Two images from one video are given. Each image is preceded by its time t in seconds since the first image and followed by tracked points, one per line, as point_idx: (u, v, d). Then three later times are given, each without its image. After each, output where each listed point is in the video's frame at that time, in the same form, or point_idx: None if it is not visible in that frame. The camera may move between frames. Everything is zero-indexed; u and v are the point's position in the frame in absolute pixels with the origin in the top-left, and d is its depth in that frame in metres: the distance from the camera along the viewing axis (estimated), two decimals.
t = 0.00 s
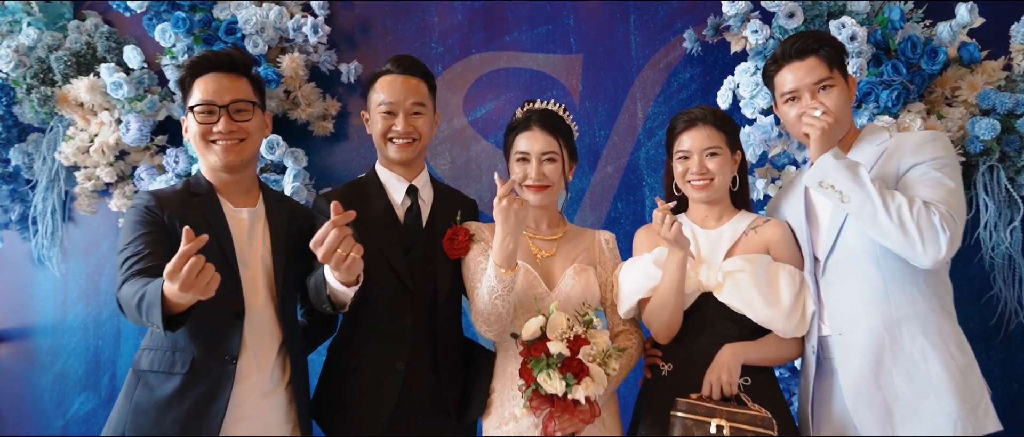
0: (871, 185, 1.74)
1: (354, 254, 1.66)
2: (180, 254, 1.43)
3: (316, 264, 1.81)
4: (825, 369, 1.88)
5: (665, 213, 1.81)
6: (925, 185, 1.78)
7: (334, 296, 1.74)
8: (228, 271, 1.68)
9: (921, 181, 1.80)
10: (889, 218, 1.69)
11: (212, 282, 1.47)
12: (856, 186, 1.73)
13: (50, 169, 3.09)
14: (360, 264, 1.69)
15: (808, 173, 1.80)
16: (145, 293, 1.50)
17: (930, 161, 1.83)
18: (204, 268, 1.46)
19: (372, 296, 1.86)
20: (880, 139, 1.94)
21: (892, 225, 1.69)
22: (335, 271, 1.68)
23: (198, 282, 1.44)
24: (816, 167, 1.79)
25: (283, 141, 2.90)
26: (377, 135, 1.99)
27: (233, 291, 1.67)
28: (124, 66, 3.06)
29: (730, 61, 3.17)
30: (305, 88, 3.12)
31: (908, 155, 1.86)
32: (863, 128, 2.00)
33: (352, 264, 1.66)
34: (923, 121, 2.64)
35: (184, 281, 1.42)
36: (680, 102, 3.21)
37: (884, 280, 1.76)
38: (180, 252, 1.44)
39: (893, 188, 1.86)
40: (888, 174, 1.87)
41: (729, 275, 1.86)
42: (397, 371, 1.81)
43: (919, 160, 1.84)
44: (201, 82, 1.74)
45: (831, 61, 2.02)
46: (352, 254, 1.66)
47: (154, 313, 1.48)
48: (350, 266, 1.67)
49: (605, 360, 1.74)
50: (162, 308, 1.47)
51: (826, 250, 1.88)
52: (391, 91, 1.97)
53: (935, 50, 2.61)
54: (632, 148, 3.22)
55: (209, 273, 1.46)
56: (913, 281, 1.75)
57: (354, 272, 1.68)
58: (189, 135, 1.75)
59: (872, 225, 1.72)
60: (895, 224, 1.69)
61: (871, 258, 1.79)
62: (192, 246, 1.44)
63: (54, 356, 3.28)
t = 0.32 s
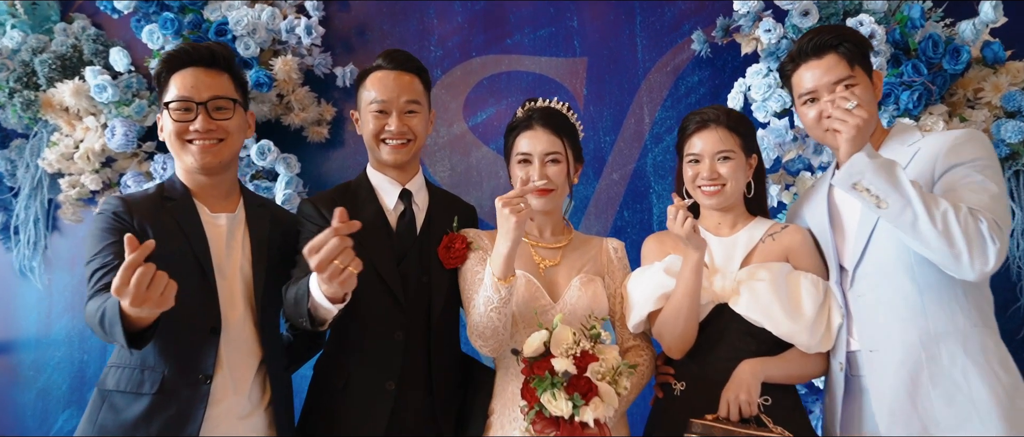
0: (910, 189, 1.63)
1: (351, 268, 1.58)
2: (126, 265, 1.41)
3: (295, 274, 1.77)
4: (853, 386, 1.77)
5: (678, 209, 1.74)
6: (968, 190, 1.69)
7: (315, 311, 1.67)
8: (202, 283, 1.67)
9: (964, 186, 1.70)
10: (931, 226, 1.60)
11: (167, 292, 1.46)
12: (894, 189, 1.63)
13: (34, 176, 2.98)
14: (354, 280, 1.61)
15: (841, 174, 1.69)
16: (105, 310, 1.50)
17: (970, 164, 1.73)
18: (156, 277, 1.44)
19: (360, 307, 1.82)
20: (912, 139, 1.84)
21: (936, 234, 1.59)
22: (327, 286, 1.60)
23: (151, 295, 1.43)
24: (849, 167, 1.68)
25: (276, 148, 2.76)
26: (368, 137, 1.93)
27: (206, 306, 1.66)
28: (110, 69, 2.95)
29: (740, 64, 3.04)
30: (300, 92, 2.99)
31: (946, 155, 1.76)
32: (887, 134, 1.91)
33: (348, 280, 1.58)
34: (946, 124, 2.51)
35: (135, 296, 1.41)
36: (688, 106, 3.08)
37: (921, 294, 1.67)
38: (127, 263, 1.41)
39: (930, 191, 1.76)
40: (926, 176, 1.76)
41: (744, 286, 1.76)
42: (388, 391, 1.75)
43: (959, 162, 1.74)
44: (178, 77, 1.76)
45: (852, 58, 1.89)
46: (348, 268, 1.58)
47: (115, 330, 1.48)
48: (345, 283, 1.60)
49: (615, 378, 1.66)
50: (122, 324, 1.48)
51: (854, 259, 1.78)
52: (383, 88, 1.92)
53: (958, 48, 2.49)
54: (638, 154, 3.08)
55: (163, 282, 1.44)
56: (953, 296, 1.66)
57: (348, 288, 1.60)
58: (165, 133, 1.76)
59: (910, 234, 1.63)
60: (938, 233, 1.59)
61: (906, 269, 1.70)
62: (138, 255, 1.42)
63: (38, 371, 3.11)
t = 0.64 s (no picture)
0: (952, 196, 1.63)
1: (335, 282, 1.55)
2: (97, 281, 1.33)
3: (281, 284, 1.72)
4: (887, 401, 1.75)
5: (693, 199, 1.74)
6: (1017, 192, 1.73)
7: (294, 326, 1.65)
8: (178, 296, 1.65)
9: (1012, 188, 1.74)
10: (979, 236, 1.60)
11: (139, 312, 1.39)
12: (937, 195, 1.63)
13: (18, 183, 2.87)
14: (338, 295, 1.57)
15: (880, 176, 1.67)
16: (67, 329, 1.45)
17: (1015, 165, 1.76)
18: (127, 297, 1.37)
19: (352, 322, 1.78)
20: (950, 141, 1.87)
21: (986, 244, 1.60)
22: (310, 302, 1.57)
23: (120, 317, 1.36)
24: (887, 171, 1.66)
25: (269, 153, 2.62)
26: (361, 134, 1.94)
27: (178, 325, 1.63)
28: (98, 71, 2.85)
29: (750, 67, 2.85)
30: (294, 96, 2.83)
31: (989, 156, 1.79)
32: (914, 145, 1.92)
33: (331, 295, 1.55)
34: (970, 127, 2.41)
35: (102, 316, 1.34)
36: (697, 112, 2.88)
37: (961, 305, 1.69)
38: (96, 281, 1.34)
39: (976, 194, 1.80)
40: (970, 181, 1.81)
41: (766, 296, 1.70)
42: (381, 411, 1.72)
43: (1004, 163, 1.77)
44: (157, 73, 1.76)
45: (879, 53, 1.84)
46: (332, 282, 1.54)
47: (77, 350, 1.44)
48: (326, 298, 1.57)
49: (634, 401, 1.64)
50: (85, 346, 1.43)
51: (888, 267, 1.77)
52: (378, 84, 1.94)
53: (982, 48, 2.37)
54: (646, 161, 2.88)
55: (134, 303, 1.38)
56: (991, 307, 1.69)
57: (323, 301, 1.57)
58: (143, 132, 1.76)
59: (957, 244, 1.63)
60: (987, 243, 1.60)
61: (945, 277, 1.71)
62: (110, 271, 1.34)
63: (21, 386, 2.96)
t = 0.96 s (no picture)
0: (993, 203, 1.61)
1: (297, 284, 1.54)
2: (72, 295, 1.34)
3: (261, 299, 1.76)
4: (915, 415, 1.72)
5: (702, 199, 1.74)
6: None
7: (276, 337, 1.67)
8: (157, 311, 1.65)
9: None
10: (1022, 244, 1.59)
11: (114, 332, 1.40)
12: (975, 204, 1.59)
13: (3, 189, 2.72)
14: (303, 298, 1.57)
15: (914, 185, 1.61)
16: (30, 343, 1.49)
17: None
18: (103, 315, 1.38)
19: (346, 337, 1.79)
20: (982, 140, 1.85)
21: None
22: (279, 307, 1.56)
23: (93, 337, 1.37)
24: (922, 178, 1.61)
25: (264, 158, 2.53)
26: (357, 134, 1.95)
27: (153, 338, 1.63)
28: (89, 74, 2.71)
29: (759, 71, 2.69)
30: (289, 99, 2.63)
31: None
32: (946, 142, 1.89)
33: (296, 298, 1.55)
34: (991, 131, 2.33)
35: (74, 334, 1.35)
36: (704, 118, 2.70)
37: (994, 315, 1.68)
38: (70, 296, 1.34)
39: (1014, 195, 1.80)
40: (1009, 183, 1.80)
41: (783, 306, 1.68)
42: (373, 430, 1.73)
43: None
44: (139, 71, 1.76)
45: (901, 48, 1.81)
46: (296, 283, 1.54)
47: (40, 368, 1.47)
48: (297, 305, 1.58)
49: (654, 423, 1.66)
50: (50, 364, 1.46)
51: (916, 276, 1.75)
52: (375, 81, 1.95)
53: (1002, 48, 2.29)
54: (654, 167, 2.70)
55: (110, 320, 1.38)
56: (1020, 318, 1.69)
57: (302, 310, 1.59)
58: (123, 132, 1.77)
59: (999, 253, 1.60)
60: None
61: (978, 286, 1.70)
62: (87, 286, 1.34)
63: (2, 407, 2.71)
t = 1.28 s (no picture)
0: None
1: (308, 299, 1.52)
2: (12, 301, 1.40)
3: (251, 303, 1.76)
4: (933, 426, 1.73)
5: (712, 200, 1.70)
6: None
7: (261, 349, 1.66)
8: (140, 316, 1.70)
9: None
10: None
11: (62, 337, 1.45)
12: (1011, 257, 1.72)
13: None
14: (309, 314, 1.55)
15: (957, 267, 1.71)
16: None
17: None
18: (48, 319, 1.43)
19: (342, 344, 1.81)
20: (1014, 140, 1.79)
21: None
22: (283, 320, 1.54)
23: (40, 343, 1.42)
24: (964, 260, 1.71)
25: (262, 163, 2.46)
26: (353, 134, 1.93)
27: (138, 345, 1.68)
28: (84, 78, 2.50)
29: (763, 75, 2.57)
30: (286, 104, 2.52)
31: None
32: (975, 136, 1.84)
33: (305, 313, 1.53)
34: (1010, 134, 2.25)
35: (19, 342, 1.41)
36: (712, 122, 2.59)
37: None
38: (11, 302, 1.40)
39: None
40: None
41: (799, 314, 1.66)
42: None
43: None
44: (127, 67, 1.79)
45: (912, 38, 1.79)
46: (306, 298, 1.52)
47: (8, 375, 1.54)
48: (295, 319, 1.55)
49: None
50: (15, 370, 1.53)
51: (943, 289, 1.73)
52: (368, 80, 1.92)
53: (1016, 49, 2.24)
54: (658, 172, 2.58)
55: (54, 326, 1.43)
56: None
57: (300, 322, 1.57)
58: (111, 131, 1.80)
59: None
60: None
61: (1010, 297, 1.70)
62: (23, 291, 1.40)
63: None
